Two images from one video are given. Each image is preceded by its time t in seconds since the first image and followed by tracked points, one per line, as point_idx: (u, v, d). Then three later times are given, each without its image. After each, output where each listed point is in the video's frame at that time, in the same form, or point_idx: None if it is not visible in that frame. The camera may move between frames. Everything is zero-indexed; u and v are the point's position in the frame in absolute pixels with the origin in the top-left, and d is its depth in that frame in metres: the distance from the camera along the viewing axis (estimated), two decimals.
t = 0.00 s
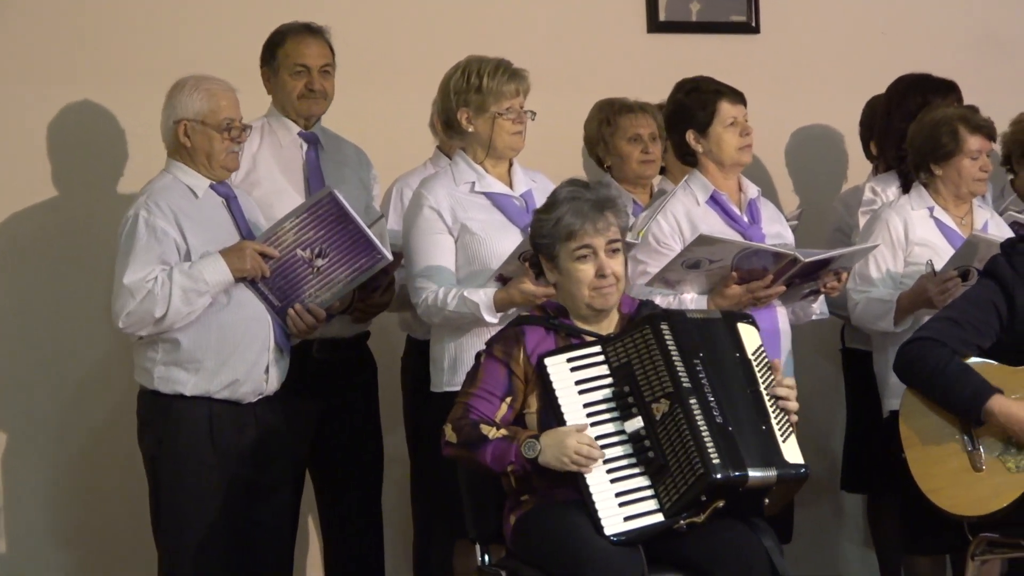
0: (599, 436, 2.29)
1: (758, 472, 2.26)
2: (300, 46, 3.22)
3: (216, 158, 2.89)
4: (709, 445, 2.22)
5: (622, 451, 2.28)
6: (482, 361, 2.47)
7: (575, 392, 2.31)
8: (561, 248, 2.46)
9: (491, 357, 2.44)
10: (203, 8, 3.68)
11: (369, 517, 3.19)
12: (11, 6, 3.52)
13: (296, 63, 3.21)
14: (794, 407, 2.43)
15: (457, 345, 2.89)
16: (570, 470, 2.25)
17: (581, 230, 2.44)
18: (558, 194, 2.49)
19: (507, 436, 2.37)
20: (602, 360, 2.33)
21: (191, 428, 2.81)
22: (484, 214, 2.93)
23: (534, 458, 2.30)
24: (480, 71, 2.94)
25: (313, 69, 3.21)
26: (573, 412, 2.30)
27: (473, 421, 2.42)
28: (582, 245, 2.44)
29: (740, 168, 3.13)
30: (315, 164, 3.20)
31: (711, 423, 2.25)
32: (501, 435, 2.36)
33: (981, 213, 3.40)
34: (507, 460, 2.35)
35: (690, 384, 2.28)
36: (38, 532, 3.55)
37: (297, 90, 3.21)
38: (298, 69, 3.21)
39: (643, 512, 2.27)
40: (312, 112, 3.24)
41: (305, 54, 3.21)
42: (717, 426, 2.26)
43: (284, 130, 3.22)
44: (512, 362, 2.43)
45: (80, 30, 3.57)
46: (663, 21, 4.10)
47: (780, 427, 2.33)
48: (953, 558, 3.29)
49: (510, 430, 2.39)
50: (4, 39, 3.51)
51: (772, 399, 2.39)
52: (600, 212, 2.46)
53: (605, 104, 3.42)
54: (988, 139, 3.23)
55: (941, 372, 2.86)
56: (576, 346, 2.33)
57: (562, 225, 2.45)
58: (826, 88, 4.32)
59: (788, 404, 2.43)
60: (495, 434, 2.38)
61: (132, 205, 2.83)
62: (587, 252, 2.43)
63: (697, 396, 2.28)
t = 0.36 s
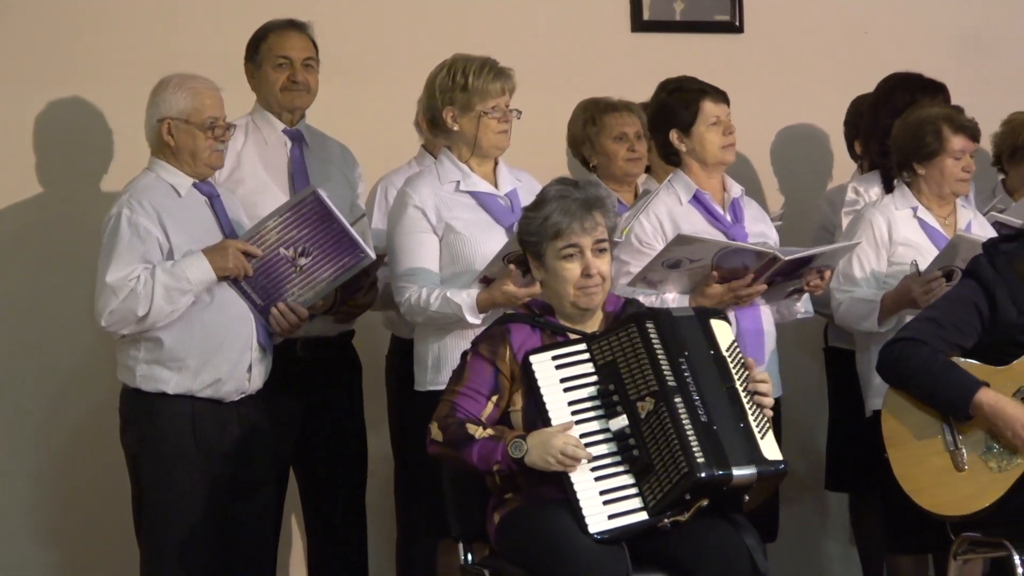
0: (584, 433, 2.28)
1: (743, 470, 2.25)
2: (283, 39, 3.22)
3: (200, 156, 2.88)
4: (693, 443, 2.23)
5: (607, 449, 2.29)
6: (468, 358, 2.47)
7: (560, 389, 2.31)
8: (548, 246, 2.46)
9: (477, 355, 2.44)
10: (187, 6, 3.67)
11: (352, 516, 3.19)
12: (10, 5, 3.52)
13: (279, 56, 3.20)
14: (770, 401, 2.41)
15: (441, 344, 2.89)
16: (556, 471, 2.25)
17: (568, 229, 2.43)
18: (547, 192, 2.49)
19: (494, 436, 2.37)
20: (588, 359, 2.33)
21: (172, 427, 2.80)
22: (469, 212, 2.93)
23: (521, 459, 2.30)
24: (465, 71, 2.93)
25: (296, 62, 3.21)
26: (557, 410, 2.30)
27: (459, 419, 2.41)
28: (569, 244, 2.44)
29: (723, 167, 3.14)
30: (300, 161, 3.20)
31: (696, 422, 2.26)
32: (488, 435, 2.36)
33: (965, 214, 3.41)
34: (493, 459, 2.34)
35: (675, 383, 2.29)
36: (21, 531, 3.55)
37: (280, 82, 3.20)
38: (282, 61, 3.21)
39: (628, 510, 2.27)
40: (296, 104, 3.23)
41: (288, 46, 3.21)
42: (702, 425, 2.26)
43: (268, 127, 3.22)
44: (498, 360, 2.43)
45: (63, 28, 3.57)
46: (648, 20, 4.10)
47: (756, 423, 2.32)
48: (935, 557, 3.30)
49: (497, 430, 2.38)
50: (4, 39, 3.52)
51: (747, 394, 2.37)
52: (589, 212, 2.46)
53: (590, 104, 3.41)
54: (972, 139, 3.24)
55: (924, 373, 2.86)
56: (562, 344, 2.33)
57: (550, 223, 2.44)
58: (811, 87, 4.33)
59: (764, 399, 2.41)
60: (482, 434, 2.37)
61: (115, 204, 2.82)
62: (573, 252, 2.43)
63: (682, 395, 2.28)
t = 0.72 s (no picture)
0: (568, 432, 2.28)
1: (725, 474, 2.27)
2: (265, 38, 3.22)
3: (179, 155, 2.87)
4: (677, 445, 2.24)
5: (590, 449, 2.28)
6: (450, 353, 2.47)
7: (544, 388, 2.31)
8: (534, 243, 2.47)
9: (458, 350, 2.44)
10: (166, 5, 3.67)
11: (333, 516, 3.19)
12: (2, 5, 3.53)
13: (260, 54, 3.20)
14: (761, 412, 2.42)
15: (421, 347, 2.90)
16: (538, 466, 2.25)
17: (556, 227, 2.44)
18: (537, 189, 2.49)
19: (476, 433, 2.37)
20: (572, 357, 2.32)
21: (152, 427, 2.80)
22: (449, 213, 2.93)
23: (502, 455, 2.30)
24: (447, 71, 2.93)
25: (278, 60, 3.21)
26: (542, 409, 2.29)
27: (440, 416, 2.41)
28: (555, 242, 2.45)
29: (703, 167, 3.15)
30: (281, 160, 3.19)
31: (680, 425, 2.27)
32: (469, 432, 2.36)
33: (945, 213, 3.41)
34: (474, 456, 2.34)
35: (660, 384, 2.29)
36: None
37: (261, 80, 3.20)
38: (263, 59, 3.21)
39: (610, 510, 2.27)
40: (277, 102, 3.22)
41: (269, 45, 3.21)
42: (685, 427, 2.27)
43: (249, 126, 3.22)
44: (480, 357, 2.43)
45: (42, 27, 3.56)
46: (628, 20, 4.11)
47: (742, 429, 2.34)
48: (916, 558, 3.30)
49: (478, 428, 2.38)
50: (4, 39, 3.53)
51: (735, 400, 2.39)
52: (578, 210, 2.47)
53: (571, 105, 3.42)
54: (949, 138, 3.26)
55: (905, 372, 2.87)
56: (547, 343, 2.32)
57: (538, 219, 2.45)
58: (791, 88, 4.34)
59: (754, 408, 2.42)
60: (462, 432, 2.37)
61: (94, 204, 2.81)
62: (559, 249, 2.44)
63: (667, 397, 2.29)
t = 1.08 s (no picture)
0: (549, 432, 2.29)
1: (705, 475, 2.28)
2: (243, 38, 3.23)
3: (159, 155, 2.87)
4: (658, 446, 2.24)
5: (571, 449, 2.29)
6: (433, 350, 2.47)
7: (526, 388, 2.31)
8: (521, 243, 2.46)
9: (441, 348, 2.45)
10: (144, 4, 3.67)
11: (312, 515, 3.19)
12: None
13: (239, 54, 3.21)
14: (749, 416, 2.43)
15: (398, 348, 2.90)
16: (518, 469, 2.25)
17: (544, 229, 2.43)
18: (528, 189, 2.49)
19: (456, 433, 2.37)
20: (555, 357, 2.33)
21: (131, 427, 2.80)
22: (428, 215, 2.94)
23: (483, 455, 2.31)
24: (430, 74, 2.92)
25: (257, 60, 3.22)
26: (523, 409, 2.30)
27: (421, 413, 2.42)
28: (542, 243, 2.44)
29: (682, 168, 3.16)
30: (259, 159, 3.20)
31: (661, 425, 2.27)
32: (449, 431, 2.36)
33: (924, 214, 3.43)
34: (455, 455, 2.35)
35: (641, 384, 2.30)
36: None
37: (240, 80, 3.20)
38: (242, 59, 3.21)
39: (590, 510, 2.27)
40: (256, 102, 3.23)
41: (248, 45, 3.22)
42: (667, 427, 2.28)
43: (227, 126, 3.22)
44: (462, 355, 2.44)
45: (21, 27, 3.56)
46: (607, 20, 4.12)
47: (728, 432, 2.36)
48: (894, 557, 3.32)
49: (460, 428, 2.39)
50: None
51: (724, 401, 2.40)
52: (568, 214, 2.46)
53: (550, 106, 3.43)
54: (924, 134, 3.29)
55: (881, 371, 2.88)
56: (529, 342, 2.33)
57: (526, 221, 2.45)
58: (771, 89, 4.35)
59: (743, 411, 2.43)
60: (444, 430, 2.38)
61: (74, 204, 2.81)
62: (546, 252, 2.43)
63: (648, 397, 2.29)
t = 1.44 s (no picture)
0: (529, 432, 2.29)
1: (685, 476, 2.28)
2: (222, 39, 3.24)
3: (139, 155, 2.87)
4: (637, 446, 2.24)
5: (550, 449, 2.29)
6: (412, 346, 2.48)
7: (507, 388, 2.31)
8: (504, 243, 2.47)
9: (421, 344, 2.45)
10: (122, 4, 3.67)
11: (291, 514, 3.19)
12: None
13: (218, 54, 3.21)
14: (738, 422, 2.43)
15: (377, 349, 2.91)
16: (491, 461, 2.26)
17: (527, 228, 2.44)
18: (512, 189, 2.49)
19: (430, 417, 2.39)
20: (535, 357, 2.33)
21: (110, 428, 2.79)
22: (407, 214, 2.94)
23: (455, 438, 2.32)
24: (410, 76, 2.92)
25: (236, 60, 3.23)
26: (503, 409, 2.30)
27: (398, 405, 2.43)
28: (525, 243, 2.44)
29: (660, 168, 3.17)
30: (238, 160, 3.20)
31: (641, 425, 2.27)
32: (423, 416, 2.38)
33: (902, 214, 3.45)
34: (428, 440, 2.36)
35: (622, 385, 2.30)
36: None
37: (219, 80, 3.21)
38: (221, 59, 3.22)
39: (568, 510, 2.27)
40: (235, 101, 3.24)
41: (227, 45, 3.22)
42: (647, 427, 2.27)
43: (206, 126, 3.22)
44: (442, 352, 2.44)
45: None
46: (586, 21, 4.13)
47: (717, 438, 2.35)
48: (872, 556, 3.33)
49: (433, 413, 2.41)
50: None
51: (713, 405, 2.40)
52: (551, 213, 2.46)
53: (530, 106, 3.45)
54: (898, 133, 3.31)
55: (863, 373, 2.88)
56: (510, 342, 2.33)
57: (509, 220, 2.45)
58: (750, 91, 4.37)
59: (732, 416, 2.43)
60: (418, 416, 2.40)
61: (53, 203, 2.81)
62: (529, 251, 2.43)
63: (629, 397, 2.29)
